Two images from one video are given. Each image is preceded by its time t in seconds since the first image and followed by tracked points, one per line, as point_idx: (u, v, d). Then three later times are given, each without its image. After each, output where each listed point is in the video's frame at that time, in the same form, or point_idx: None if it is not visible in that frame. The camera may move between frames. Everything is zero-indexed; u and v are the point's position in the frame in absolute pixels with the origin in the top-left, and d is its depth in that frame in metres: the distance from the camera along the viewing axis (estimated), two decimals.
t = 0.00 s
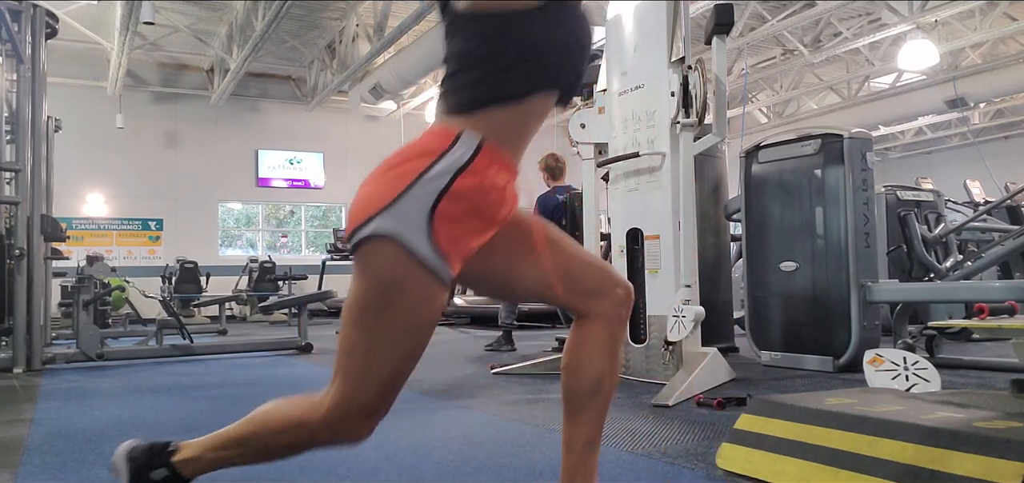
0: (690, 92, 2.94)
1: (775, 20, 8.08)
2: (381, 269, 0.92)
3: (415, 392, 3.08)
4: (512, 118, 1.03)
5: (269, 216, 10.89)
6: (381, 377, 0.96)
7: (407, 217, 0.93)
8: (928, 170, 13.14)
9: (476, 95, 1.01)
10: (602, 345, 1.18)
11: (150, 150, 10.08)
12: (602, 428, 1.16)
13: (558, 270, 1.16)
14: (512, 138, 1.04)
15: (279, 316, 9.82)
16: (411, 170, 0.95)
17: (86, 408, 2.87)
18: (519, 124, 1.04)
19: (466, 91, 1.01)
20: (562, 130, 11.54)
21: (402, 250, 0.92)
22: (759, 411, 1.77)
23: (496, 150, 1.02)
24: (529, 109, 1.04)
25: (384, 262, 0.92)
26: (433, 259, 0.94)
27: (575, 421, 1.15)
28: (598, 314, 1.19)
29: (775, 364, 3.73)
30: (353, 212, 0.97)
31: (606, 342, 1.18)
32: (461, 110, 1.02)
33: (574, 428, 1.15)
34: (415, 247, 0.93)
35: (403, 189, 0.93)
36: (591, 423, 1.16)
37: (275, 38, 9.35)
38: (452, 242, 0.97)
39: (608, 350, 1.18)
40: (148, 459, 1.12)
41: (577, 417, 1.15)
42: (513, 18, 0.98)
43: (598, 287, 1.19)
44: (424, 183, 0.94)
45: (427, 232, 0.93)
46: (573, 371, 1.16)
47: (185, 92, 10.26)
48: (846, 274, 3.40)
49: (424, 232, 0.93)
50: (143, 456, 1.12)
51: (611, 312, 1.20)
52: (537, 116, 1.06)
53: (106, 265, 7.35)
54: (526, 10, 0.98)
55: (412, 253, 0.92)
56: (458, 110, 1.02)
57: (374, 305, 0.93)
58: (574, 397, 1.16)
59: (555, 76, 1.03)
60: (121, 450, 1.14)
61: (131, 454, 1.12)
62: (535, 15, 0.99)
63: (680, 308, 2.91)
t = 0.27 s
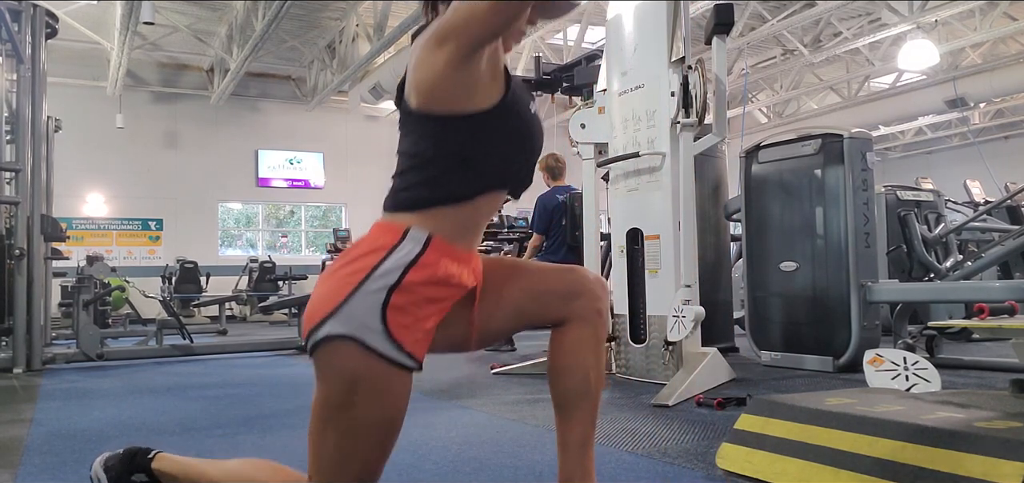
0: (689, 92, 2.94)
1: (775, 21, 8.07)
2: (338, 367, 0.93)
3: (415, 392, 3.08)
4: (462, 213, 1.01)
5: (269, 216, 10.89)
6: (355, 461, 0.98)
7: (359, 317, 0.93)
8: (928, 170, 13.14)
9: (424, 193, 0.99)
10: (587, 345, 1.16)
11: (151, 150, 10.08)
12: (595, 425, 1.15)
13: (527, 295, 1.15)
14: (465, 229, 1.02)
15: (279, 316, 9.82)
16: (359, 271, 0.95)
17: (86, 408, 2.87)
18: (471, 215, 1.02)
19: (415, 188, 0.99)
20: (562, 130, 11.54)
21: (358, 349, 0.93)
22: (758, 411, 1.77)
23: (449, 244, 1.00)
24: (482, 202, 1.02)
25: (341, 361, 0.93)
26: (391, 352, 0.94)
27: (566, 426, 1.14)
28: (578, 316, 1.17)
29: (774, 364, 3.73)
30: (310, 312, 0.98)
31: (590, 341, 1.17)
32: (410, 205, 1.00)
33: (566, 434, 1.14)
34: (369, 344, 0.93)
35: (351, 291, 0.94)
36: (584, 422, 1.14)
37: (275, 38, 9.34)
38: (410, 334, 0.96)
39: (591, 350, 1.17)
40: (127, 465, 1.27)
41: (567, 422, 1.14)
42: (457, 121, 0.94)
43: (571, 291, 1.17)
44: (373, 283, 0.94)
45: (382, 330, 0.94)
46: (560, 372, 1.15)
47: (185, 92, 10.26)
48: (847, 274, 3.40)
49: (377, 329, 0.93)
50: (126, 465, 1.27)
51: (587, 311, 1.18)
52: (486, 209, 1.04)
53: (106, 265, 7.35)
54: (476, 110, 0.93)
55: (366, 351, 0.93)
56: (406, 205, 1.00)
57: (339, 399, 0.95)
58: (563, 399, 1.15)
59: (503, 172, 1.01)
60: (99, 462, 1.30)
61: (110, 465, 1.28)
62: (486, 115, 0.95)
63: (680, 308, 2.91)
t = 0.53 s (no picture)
0: (690, 92, 2.93)
1: (775, 21, 8.07)
2: (337, 358, 0.93)
3: (415, 392, 3.08)
4: (460, 204, 1.00)
5: (269, 216, 10.89)
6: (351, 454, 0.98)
7: (354, 306, 0.93)
8: (928, 169, 13.13)
9: (421, 186, 0.99)
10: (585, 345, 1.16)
11: (151, 150, 10.08)
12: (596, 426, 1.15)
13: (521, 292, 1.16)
14: (462, 224, 1.02)
15: (279, 316, 9.81)
16: (356, 261, 0.95)
17: (86, 408, 2.87)
18: (468, 213, 1.02)
19: (412, 181, 0.99)
20: (563, 130, 11.54)
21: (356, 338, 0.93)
22: (759, 411, 1.77)
23: (445, 235, 1.00)
24: (479, 195, 1.01)
25: (338, 351, 0.93)
26: (388, 342, 0.94)
27: (565, 426, 1.14)
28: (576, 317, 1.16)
29: (775, 364, 3.73)
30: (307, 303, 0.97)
31: (587, 341, 1.16)
32: (406, 197, 1.00)
33: (566, 434, 1.14)
34: (365, 335, 0.93)
35: (348, 281, 0.93)
36: (580, 429, 1.13)
37: (275, 38, 9.34)
38: (408, 323, 0.96)
39: (590, 349, 1.16)
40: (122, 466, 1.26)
41: (565, 422, 1.14)
42: (454, 115, 0.93)
43: (570, 289, 1.17)
44: (369, 273, 0.93)
45: (378, 319, 0.93)
46: (558, 369, 1.14)
47: (185, 92, 10.26)
48: (847, 274, 3.40)
49: (375, 320, 0.93)
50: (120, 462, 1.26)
51: (584, 309, 1.17)
52: (486, 202, 1.04)
53: (106, 265, 7.35)
54: (474, 105, 0.93)
55: (363, 340, 0.93)
56: (403, 198, 1.00)
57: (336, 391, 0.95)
58: (561, 398, 1.15)
59: (504, 167, 1.00)
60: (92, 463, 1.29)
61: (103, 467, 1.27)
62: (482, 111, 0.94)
63: (680, 308, 2.90)
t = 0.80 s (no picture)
0: (689, 92, 2.93)
1: (775, 21, 8.08)
2: (393, 220, 0.93)
3: (415, 392, 3.08)
4: (519, 80, 1.02)
5: (269, 216, 10.89)
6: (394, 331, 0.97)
7: (417, 164, 0.93)
8: (928, 169, 13.14)
9: (483, 52, 1.00)
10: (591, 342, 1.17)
11: (151, 150, 10.08)
12: (597, 427, 1.18)
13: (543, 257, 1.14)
14: (522, 98, 1.03)
15: (279, 316, 9.81)
16: (420, 123, 0.95)
17: (87, 408, 2.87)
18: (528, 86, 1.03)
19: (477, 50, 1.01)
20: (562, 130, 11.54)
21: (415, 202, 0.93)
22: (758, 411, 1.77)
23: (506, 105, 1.00)
24: (536, 69, 1.03)
25: (395, 214, 0.93)
26: (445, 210, 0.94)
27: (565, 426, 1.16)
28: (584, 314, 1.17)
29: (774, 364, 3.73)
30: (365, 162, 0.97)
31: (592, 342, 1.17)
32: (471, 65, 1.00)
33: (566, 433, 1.16)
34: (421, 198, 0.93)
35: (412, 141, 0.94)
36: (578, 434, 1.16)
37: (275, 38, 9.34)
38: (464, 193, 0.97)
39: (594, 348, 1.17)
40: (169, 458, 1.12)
41: (566, 422, 1.16)
42: None
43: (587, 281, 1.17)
44: (433, 136, 0.94)
45: (437, 182, 0.94)
46: (563, 366, 1.16)
47: (185, 92, 10.26)
48: (847, 274, 3.40)
49: (435, 184, 0.94)
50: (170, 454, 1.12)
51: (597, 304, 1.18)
52: (545, 77, 1.06)
53: (106, 265, 7.35)
54: None
55: (422, 203, 0.93)
56: (467, 66, 1.01)
57: (387, 257, 0.94)
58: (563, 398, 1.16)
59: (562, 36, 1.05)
60: (149, 445, 1.16)
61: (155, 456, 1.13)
62: None
63: (680, 308, 2.90)
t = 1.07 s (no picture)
0: (689, 92, 2.92)
1: (775, 20, 8.08)
2: (502, 135, 0.97)
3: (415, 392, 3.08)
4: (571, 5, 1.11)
5: (269, 216, 10.89)
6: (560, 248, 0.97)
7: (510, 78, 1.00)
8: (928, 169, 13.14)
9: None
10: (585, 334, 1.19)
11: (151, 150, 10.08)
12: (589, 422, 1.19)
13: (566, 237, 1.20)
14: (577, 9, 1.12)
15: (279, 316, 9.81)
16: (496, 46, 1.02)
17: (86, 408, 2.87)
18: None
19: None
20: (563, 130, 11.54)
21: (515, 112, 0.98)
22: (758, 411, 1.76)
23: (567, 19, 1.09)
24: None
25: (503, 127, 0.97)
26: (542, 117, 1.00)
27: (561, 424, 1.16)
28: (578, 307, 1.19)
29: (775, 364, 3.72)
30: (450, 96, 1.03)
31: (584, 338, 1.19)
32: None
33: (558, 423, 1.16)
34: (522, 109, 0.98)
35: (496, 63, 1.00)
36: (567, 429, 1.16)
37: (275, 38, 9.34)
38: (547, 103, 1.03)
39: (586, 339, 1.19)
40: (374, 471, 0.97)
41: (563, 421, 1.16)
42: None
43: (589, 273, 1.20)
44: (514, 53, 1.01)
45: (530, 93, 1.00)
46: (566, 364, 1.15)
47: (185, 92, 10.25)
48: (847, 274, 3.40)
49: (526, 95, 1.00)
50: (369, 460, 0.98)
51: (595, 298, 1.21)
52: None
53: (105, 265, 7.34)
54: None
55: (524, 112, 0.98)
56: None
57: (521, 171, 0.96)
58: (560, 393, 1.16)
59: None
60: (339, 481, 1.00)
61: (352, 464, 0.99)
62: None
63: (680, 308, 2.90)
